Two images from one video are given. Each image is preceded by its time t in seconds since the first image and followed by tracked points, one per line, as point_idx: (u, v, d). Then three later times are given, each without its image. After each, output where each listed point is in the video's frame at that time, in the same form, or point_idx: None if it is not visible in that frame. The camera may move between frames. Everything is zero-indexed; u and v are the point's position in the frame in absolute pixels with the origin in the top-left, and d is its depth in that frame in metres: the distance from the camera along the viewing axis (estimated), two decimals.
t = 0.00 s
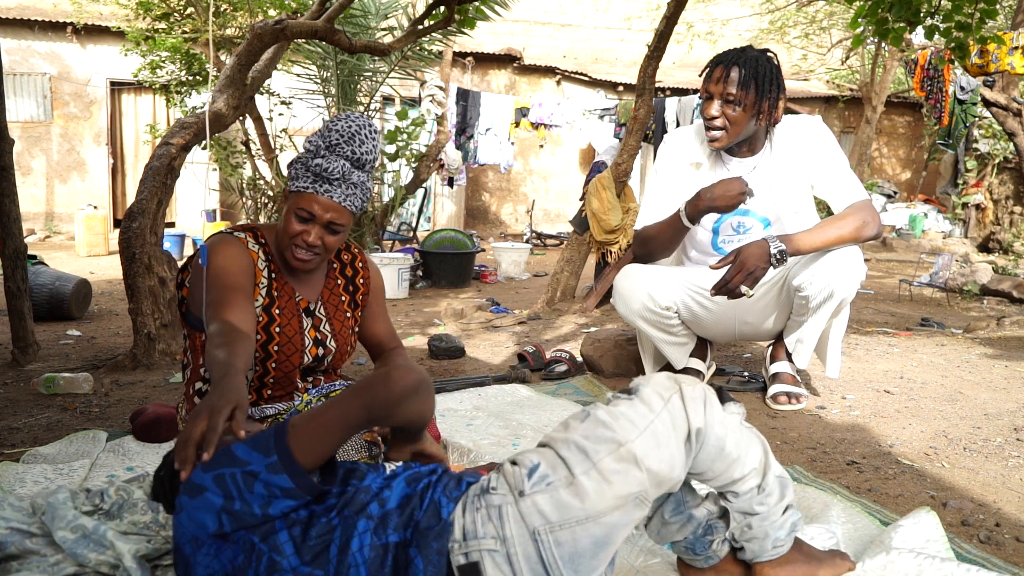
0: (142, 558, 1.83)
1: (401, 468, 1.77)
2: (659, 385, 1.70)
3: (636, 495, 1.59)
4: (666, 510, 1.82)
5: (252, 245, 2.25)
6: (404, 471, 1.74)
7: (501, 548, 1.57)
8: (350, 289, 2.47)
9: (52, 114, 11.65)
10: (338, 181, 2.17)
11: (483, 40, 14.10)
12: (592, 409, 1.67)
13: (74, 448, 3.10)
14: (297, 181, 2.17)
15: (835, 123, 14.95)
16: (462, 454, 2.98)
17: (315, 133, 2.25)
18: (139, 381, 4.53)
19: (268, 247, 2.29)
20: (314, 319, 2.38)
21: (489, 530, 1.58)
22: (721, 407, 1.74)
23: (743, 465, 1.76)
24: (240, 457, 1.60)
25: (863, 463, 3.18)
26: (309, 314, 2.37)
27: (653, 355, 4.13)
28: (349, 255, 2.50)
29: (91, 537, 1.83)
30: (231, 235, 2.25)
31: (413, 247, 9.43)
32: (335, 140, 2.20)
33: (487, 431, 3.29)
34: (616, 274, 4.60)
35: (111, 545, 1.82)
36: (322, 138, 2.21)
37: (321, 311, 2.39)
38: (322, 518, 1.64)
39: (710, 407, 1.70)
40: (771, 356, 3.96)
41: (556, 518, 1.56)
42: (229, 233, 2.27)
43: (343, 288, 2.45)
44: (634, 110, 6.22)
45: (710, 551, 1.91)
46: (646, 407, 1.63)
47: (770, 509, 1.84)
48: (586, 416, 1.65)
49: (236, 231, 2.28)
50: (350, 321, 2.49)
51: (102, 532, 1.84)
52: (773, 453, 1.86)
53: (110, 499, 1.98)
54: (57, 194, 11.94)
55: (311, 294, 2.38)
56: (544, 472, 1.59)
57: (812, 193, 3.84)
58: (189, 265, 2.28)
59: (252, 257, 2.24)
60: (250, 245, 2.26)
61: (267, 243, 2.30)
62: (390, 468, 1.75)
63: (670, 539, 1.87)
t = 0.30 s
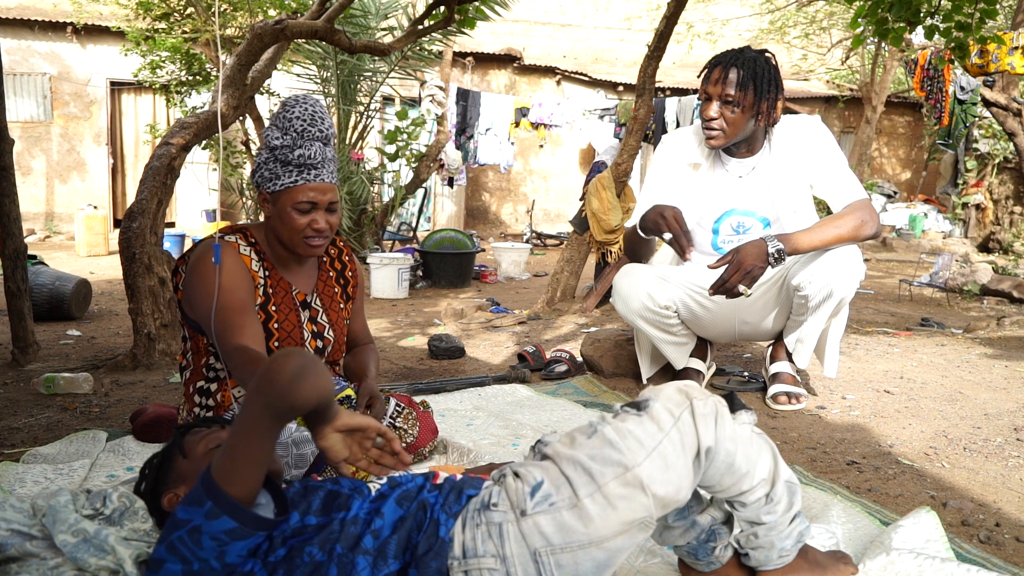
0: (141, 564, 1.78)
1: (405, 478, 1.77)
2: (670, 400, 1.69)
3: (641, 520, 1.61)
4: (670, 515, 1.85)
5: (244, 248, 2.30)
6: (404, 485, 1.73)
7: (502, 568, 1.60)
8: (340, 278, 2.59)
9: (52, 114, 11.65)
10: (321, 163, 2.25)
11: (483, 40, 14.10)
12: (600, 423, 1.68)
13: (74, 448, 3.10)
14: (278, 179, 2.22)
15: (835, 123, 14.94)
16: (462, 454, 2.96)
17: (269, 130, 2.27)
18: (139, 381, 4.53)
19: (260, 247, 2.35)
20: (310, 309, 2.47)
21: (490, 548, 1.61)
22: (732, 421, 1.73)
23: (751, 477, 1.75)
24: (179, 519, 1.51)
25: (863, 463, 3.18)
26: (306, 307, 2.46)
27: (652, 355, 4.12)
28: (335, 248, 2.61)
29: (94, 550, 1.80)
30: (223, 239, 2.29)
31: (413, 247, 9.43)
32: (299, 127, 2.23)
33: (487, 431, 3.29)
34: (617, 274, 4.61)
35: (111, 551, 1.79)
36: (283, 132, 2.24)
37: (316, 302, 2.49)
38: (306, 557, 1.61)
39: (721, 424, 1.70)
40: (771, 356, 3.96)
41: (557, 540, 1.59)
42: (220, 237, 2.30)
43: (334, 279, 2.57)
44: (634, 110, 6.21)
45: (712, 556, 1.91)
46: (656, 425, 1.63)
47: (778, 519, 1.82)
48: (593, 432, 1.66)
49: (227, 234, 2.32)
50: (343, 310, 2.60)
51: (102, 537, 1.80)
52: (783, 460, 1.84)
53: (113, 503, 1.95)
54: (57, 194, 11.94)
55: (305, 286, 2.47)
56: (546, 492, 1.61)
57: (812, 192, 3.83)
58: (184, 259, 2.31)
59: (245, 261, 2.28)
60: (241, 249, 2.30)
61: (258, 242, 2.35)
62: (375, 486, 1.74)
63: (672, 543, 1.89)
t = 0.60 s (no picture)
0: None
1: (392, 501, 1.71)
2: (685, 435, 1.63)
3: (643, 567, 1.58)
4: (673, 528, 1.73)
5: (237, 252, 2.32)
6: (390, 513, 1.69)
7: None
8: (334, 273, 2.62)
9: (52, 114, 11.65)
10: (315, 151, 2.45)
11: (482, 40, 14.10)
12: (608, 456, 1.61)
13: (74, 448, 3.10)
14: (288, 175, 2.33)
15: (835, 123, 14.95)
16: (462, 454, 2.95)
17: (256, 135, 2.34)
18: (139, 381, 4.52)
19: (254, 248, 2.37)
20: (307, 305, 2.47)
21: None
22: (750, 454, 1.66)
23: (765, 504, 1.68)
24: None
25: (863, 463, 3.18)
26: (303, 302, 2.46)
27: (653, 356, 4.13)
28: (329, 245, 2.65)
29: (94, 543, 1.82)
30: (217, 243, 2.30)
31: (413, 247, 9.43)
32: (288, 121, 2.37)
33: (487, 431, 3.29)
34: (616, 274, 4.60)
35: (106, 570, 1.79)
36: (275, 130, 2.35)
37: (313, 297, 2.50)
38: None
39: (737, 461, 1.64)
40: (771, 356, 3.96)
41: None
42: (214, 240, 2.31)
43: (329, 275, 2.59)
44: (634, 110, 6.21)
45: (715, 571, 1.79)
46: (667, 466, 1.58)
47: (789, 540, 1.72)
48: (600, 466, 1.59)
49: (221, 237, 2.34)
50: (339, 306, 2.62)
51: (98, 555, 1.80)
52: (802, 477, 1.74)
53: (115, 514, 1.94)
54: (57, 194, 11.94)
55: (301, 282, 2.48)
56: (545, 534, 1.58)
57: (811, 191, 3.83)
58: (181, 258, 2.33)
59: (239, 266, 2.30)
60: (235, 253, 2.31)
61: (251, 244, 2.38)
62: (358, 513, 1.68)
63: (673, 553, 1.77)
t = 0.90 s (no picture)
0: None
1: (381, 518, 1.77)
2: (703, 493, 1.57)
3: None
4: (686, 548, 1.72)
5: (236, 255, 2.32)
6: (377, 531, 1.75)
7: None
8: (334, 271, 2.61)
9: (52, 114, 11.65)
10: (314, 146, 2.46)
11: (482, 40, 14.10)
12: (618, 507, 1.58)
13: (74, 448, 3.11)
14: (287, 169, 2.33)
15: (835, 124, 14.95)
16: (462, 453, 2.95)
17: (256, 131, 2.36)
18: (139, 380, 4.52)
19: (253, 250, 2.38)
20: (305, 303, 2.46)
21: None
22: (775, 506, 1.58)
23: (787, 550, 1.61)
24: None
25: (863, 462, 3.18)
26: (301, 300, 2.45)
27: (653, 356, 4.13)
28: (330, 246, 2.65)
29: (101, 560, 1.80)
30: (216, 246, 2.30)
31: (413, 247, 9.44)
32: (286, 118, 2.39)
33: (487, 431, 3.29)
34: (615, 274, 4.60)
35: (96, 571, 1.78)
36: (273, 125, 2.37)
37: (313, 296, 2.49)
38: None
39: (758, 520, 1.57)
40: (771, 356, 3.96)
41: None
42: (212, 243, 2.32)
43: (329, 274, 2.58)
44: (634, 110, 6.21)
45: None
46: (677, 527, 1.55)
47: None
48: (607, 518, 1.57)
49: (220, 240, 2.34)
50: (339, 304, 2.62)
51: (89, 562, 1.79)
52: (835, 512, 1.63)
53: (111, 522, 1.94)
54: (57, 194, 11.93)
55: (300, 280, 2.48)
56: None
57: (809, 191, 3.83)
58: (181, 259, 2.34)
59: (238, 269, 2.31)
60: (233, 256, 2.32)
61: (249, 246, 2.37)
62: (346, 527, 1.75)
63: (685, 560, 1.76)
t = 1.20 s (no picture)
0: None
1: (382, 520, 1.79)
2: (722, 542, 1.56)
3: None
4: None
5: (236, 254, 2.32)
6: (378, 533, 1.76)
7: None
8: (334, 271, 2.61)
9: (52, 114, 11.65)
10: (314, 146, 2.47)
11: (482, 40, 14.10)
12: (638, 540, 1.60)
13: (74, 448, 3.11)
14: (284, 165, 2.34)
15: (835, 124, 14.95)
16: (462, 453, 2.95)
17: (257, 129, 2.37)
18: (139, 380, 4.52)
19: (253, 249, 2.38)
20: (306, 302, 2.46)
21: None
22: (803, 555, 1.51)
23: None
24: None
25: (863, 462, 3.18)
26: (302, 300, 2.45)
27: (652, 356, 4.12)
28: (330, 246, 2.65)
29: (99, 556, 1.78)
30: (217, 245, 2.31)
31: (413, 247, 9.44)
32: (287, 116, 2.41)
33: (487, 431, 3.29)
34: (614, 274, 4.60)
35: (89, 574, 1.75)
36: (273, 122, 2.38)
37: (313, 296, 2.49)
38: None
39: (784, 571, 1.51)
40: (771, 357, 3.97)
41: None
42: (214, 242, 2.32)
43: (329, 274, 2.59)
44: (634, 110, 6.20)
45: None
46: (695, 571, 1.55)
47: None
48: (627, 551, 1.59)
49: (221, 238, 2.35)
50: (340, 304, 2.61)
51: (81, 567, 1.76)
52: (883, 545, 1.52)
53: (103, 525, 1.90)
54: (57, 194, 11.93)
55: (301, 280, 2.48)
56: None
57: (807, 191, 3.82)
58: (182, 259, 2.34)
59: (239, 267, 2.31)
60: (235, 255, 2.32)
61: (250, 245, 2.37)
62: (347, 529, 1.77)
63: None
